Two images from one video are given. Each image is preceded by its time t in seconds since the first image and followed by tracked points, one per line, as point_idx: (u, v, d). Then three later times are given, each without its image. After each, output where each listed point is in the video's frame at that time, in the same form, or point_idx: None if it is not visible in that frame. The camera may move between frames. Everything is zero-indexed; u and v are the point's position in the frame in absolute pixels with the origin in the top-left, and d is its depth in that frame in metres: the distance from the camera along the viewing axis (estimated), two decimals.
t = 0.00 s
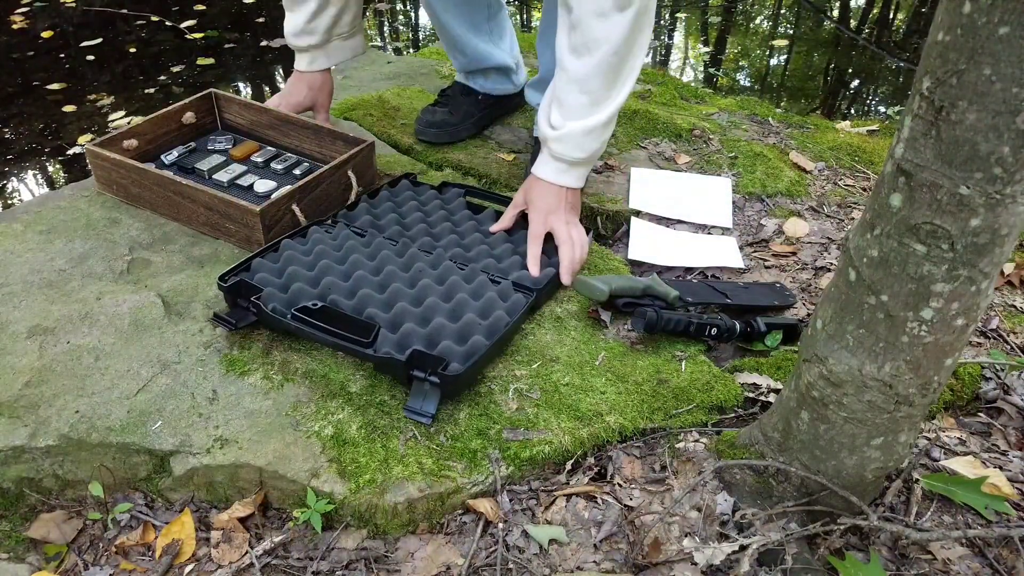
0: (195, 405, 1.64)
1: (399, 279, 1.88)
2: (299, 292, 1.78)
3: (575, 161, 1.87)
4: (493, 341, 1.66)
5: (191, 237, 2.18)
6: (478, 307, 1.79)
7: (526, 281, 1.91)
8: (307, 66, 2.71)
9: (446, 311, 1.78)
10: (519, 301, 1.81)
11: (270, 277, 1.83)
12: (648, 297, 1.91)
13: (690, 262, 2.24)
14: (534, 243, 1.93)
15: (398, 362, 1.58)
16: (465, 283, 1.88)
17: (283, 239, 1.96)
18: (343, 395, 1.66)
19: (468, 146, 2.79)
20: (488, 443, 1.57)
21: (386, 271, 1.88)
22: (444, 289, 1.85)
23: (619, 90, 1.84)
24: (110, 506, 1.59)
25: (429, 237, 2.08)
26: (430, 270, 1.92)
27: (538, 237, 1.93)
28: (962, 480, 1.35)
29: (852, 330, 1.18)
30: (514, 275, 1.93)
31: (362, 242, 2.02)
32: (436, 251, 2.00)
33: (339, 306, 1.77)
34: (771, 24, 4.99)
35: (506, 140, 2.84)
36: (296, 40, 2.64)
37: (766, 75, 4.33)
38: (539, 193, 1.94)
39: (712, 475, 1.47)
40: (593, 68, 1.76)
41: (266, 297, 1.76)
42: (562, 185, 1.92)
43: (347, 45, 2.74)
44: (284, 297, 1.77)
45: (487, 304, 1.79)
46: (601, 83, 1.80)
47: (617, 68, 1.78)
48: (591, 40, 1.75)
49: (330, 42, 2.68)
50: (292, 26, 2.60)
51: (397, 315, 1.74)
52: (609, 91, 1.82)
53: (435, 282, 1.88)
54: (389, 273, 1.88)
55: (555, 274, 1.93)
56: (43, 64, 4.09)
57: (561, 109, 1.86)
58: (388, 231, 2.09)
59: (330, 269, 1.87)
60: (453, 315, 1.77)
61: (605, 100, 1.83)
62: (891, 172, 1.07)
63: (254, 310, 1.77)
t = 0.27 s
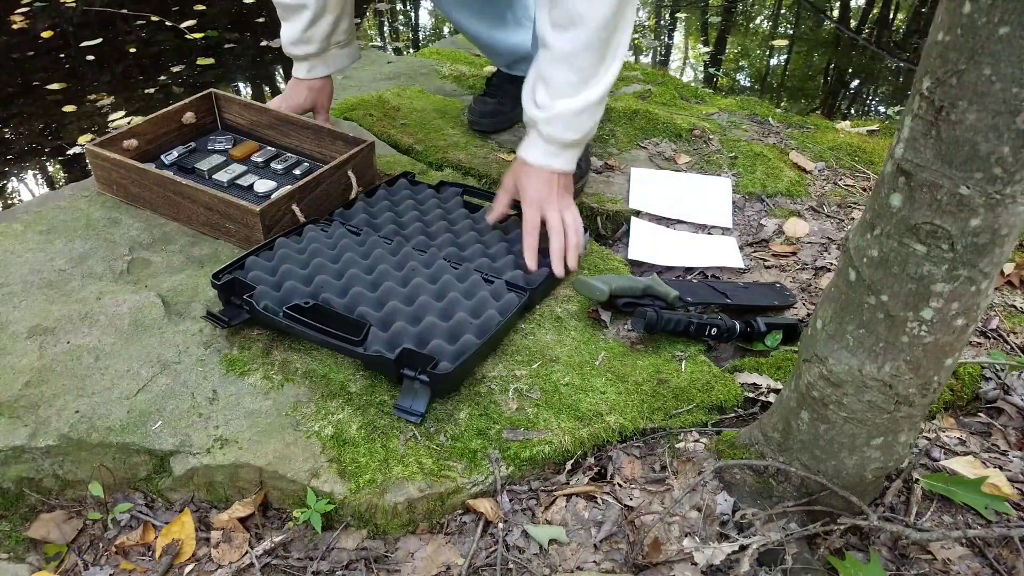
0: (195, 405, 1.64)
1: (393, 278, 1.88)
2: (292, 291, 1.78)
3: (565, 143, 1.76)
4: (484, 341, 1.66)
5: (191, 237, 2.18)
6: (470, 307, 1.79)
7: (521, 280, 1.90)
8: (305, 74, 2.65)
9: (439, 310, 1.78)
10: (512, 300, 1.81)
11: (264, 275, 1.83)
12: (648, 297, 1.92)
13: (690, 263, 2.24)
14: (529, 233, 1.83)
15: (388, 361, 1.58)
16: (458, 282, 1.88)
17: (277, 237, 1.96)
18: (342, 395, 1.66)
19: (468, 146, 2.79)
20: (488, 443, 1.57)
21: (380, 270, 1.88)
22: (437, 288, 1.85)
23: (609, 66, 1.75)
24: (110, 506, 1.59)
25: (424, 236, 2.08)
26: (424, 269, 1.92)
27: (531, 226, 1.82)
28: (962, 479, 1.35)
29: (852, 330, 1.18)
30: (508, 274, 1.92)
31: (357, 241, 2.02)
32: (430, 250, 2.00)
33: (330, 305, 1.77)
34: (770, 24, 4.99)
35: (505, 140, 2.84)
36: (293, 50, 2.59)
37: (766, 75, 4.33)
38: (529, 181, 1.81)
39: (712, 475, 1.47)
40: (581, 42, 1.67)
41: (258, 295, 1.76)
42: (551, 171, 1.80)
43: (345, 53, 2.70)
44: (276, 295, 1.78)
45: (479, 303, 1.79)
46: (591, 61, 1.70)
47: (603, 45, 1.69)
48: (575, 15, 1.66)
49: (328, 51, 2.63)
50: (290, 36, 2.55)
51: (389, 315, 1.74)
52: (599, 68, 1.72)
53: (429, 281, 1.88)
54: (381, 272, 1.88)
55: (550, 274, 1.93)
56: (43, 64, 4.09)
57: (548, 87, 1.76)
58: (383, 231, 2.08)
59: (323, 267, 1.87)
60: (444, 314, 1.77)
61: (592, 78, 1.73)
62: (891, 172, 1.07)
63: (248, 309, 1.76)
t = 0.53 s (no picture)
0: (195, 405, 1.64)
1: (393, 278, 1.88)
2: (292, 291, 1.78)
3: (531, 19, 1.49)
4: (484, 341, 1.66)
5: (191, 237, 2.18)
6: (470, 307, 1.79)
7: (521, 281, 1.90)
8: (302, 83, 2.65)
9: (439, 310, 1.78)
10: (512, 300, 1.80)
11: (264, 275, 1.83)
12: (648, 297, 1.92)
13: (690, 263, 2.24)
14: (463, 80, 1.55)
15: (388, 361, 1.58)
16: (458, 282, 1.88)
17: (277, 237, 1.96)
18: (342, 395, 1.66)
19: (468, 146, 2.79)
20: (488, 443, 1.57)
21: (380, 270, 1.88)
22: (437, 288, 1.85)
23: None
24: (110, 506, 1.59)
25: (424, 236, 2.08)
26: (424, 269, 1.92)
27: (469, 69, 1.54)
28: (962, 479, 1.35)
29: (852, 330, 1.18)
30: (508, 274, 1.92)
31: (357, 242, 2.02)
32: (430, 250, 2.00)
33: (330, 305, 1.77)
34: (771, 24, 5.00)
35: (505, 140, 2.84)
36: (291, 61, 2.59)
37: (766, 75, 4.33)
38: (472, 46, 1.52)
39: (712, 475, 1.47)
40: None
41: (258, 295, 1.76)
42: (503, 38, 1.50)
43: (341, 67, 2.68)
44: (275, 295, 1.78)
45: (479, 303, 1.79)
46: None
47: None
48: None
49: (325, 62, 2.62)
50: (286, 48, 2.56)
51: (389, 315, 1.74)
52: None
53: (429, 281, 1.88)
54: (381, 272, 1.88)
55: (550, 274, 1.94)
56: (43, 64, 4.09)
57: None
58: (383, 231, 2.09)
59: (323, 267, 1.87)
60: (444, 314, 1.77)
61: None
62: (891, 172, 1.07)
63: (248, 309, 1.76)
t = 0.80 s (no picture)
0: (195, 405, 1.64)
1: (392, 278, 1.88)
2: (292, 291, 1.78)
3: None
4: (484, 340, 1.66)
5: (191, 237, 2.18)
6: (470, 307, 1.79)
7: (521, 281, 1.90)
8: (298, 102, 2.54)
9: (439, 310, 1.78)
10: (512, 300, 1.80)
11: (264, 275, 1.83)
12: (647, 297, 1.92)
13: (690, 263, 2.24)
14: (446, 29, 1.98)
15: (388, 361, 1.58)
16: (458, 282, 1.88)
17: (277, 237, 1.96)
18: (342, 395, 1.66)
19: (468, 146, 2.79)
20: (488, 443, 1.57)
21: (380, 270, 1.88)
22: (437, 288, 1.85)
23: None
24: (110, 506, 1.59)
25: (424, 236, 2.08)
26: (424, 269, 1.92)
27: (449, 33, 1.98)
28: (961, 479, 1.35)
29: (852, 331, 1.18)
30: (508, 274, 1.92)
31: (357, 241, 2.02)
32: (430, 250, 2.00)
33: (330, 305, 1.77)
34: (770, 24, 5.00)
35: (505, 140, 2.84)
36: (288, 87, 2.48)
37: (766, 75, 4.33)
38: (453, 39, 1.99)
39: (712, 475, 1.47)
40: None
41: (258, 295, 1.76)
42: None
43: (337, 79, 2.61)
44: (275, 295, 1.78)
45: (479, 302, 1.79)
46: None
47: None
48: None
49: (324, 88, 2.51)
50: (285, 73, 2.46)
51: (389, 315, 1.74)
52: None
53: (429, 281, 1.88)
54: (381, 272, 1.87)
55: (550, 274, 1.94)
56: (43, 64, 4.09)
57: None
58: (383, 230, 2.08)
59: (323, 267, 1.87)
60: (444, 314, 1.77)
61: None
62: (890, 172, 1.07)
63: (247, 309, 1.76)
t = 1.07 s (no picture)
0: (195, 405, 1.64)
1: (392, 278, 1.88)
2: (292, 291, 1.78)
3: None
4: (484, 340, 1.66)
5: (191, 237, 2.18)
6: (470, 307, 1.79)
7: (521, 281, 1.90)
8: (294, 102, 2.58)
9: (439, 310, 1.78)
10: (512, 300, 1.80)
11: (264, 276, 1.83)
12: (647, 297, 1.92)
13: (690, 263, 2.24)
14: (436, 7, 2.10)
15: (388, 361, 1.58)
16: (458, 282, 1.88)
17: (277, 237, 1.96)
18: (342, 395, 1.66)
19: (468, 146, 2.79)
20: (488, 443, 1.57)
21: (380, 270, 1.88)
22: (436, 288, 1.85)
23: None
24: (110, 506, 1.59)
25: (424, 236, 2.08)
26: (424, 269, 1.92)
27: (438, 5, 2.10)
28: (961, 479, 1.35)
29: (852, 331, 1.18)
30: (508, 274, 1.92)
31: (357, 242, 2.02)
32: (430, 250, 2.00)
33: (330, 305, 1.77)
34: (770, 24, 5.00)
35: (505, 140, 2.84)
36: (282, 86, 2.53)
37: (766, 75, 4.33)
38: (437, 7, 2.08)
39: (712, 475, 1.47)
40: None
41: (258, 295, 1.76)
42: None
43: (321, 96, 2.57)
44: (276, 295, 1.78)
45: (479, 302, 1.79)
46: None
47: None
48: None
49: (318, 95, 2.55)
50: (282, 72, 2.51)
51: (389, 315, 1.74)
52: None
53: (429, 281, 1.88)
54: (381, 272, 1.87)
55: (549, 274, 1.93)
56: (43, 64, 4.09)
57: None
58: (383, 231, 2.08)
59: (323, 267, 1.87)
60: (445, 315, 1.77)
61: None
62: (891, 172, 1.07)
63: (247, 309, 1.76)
